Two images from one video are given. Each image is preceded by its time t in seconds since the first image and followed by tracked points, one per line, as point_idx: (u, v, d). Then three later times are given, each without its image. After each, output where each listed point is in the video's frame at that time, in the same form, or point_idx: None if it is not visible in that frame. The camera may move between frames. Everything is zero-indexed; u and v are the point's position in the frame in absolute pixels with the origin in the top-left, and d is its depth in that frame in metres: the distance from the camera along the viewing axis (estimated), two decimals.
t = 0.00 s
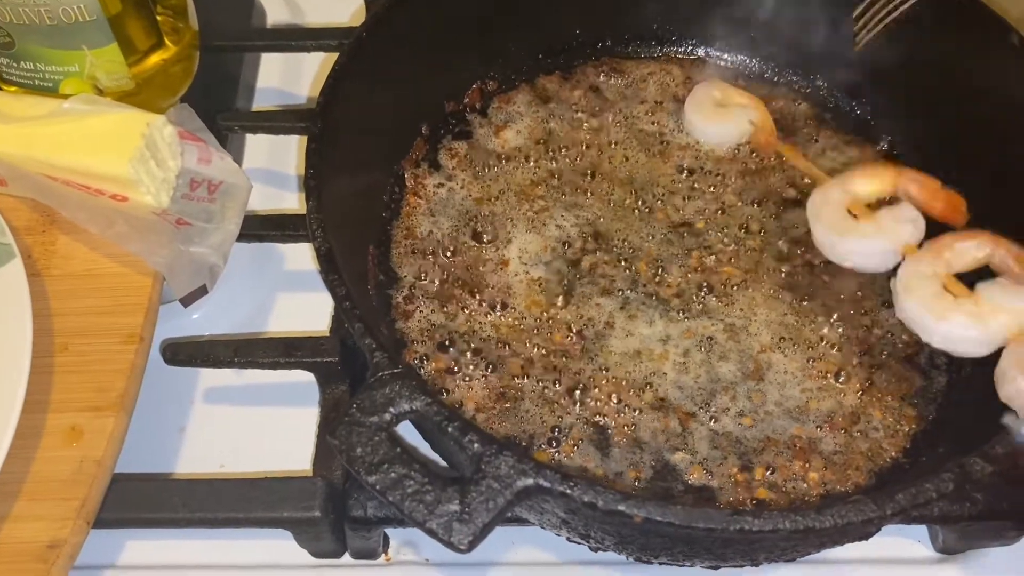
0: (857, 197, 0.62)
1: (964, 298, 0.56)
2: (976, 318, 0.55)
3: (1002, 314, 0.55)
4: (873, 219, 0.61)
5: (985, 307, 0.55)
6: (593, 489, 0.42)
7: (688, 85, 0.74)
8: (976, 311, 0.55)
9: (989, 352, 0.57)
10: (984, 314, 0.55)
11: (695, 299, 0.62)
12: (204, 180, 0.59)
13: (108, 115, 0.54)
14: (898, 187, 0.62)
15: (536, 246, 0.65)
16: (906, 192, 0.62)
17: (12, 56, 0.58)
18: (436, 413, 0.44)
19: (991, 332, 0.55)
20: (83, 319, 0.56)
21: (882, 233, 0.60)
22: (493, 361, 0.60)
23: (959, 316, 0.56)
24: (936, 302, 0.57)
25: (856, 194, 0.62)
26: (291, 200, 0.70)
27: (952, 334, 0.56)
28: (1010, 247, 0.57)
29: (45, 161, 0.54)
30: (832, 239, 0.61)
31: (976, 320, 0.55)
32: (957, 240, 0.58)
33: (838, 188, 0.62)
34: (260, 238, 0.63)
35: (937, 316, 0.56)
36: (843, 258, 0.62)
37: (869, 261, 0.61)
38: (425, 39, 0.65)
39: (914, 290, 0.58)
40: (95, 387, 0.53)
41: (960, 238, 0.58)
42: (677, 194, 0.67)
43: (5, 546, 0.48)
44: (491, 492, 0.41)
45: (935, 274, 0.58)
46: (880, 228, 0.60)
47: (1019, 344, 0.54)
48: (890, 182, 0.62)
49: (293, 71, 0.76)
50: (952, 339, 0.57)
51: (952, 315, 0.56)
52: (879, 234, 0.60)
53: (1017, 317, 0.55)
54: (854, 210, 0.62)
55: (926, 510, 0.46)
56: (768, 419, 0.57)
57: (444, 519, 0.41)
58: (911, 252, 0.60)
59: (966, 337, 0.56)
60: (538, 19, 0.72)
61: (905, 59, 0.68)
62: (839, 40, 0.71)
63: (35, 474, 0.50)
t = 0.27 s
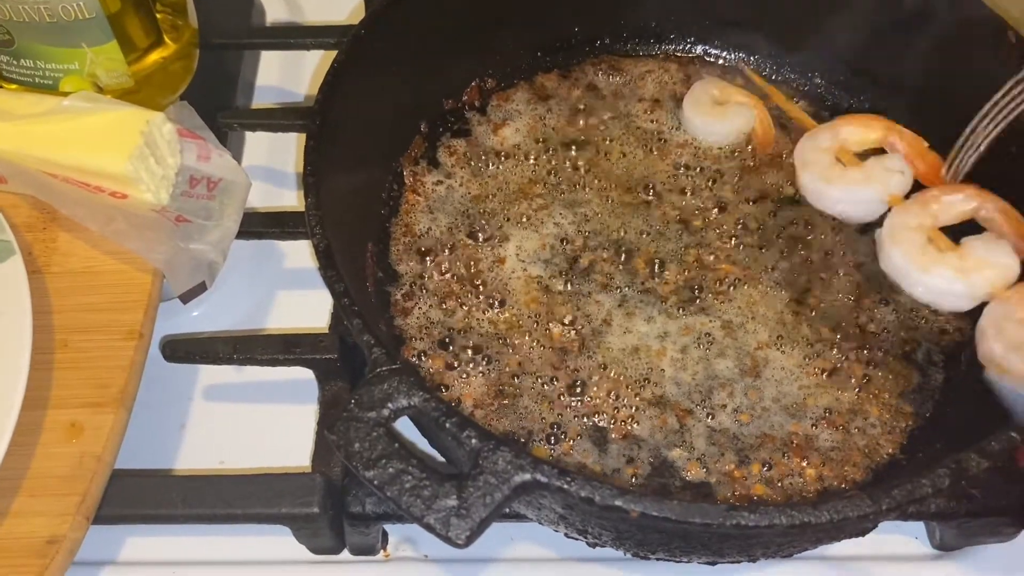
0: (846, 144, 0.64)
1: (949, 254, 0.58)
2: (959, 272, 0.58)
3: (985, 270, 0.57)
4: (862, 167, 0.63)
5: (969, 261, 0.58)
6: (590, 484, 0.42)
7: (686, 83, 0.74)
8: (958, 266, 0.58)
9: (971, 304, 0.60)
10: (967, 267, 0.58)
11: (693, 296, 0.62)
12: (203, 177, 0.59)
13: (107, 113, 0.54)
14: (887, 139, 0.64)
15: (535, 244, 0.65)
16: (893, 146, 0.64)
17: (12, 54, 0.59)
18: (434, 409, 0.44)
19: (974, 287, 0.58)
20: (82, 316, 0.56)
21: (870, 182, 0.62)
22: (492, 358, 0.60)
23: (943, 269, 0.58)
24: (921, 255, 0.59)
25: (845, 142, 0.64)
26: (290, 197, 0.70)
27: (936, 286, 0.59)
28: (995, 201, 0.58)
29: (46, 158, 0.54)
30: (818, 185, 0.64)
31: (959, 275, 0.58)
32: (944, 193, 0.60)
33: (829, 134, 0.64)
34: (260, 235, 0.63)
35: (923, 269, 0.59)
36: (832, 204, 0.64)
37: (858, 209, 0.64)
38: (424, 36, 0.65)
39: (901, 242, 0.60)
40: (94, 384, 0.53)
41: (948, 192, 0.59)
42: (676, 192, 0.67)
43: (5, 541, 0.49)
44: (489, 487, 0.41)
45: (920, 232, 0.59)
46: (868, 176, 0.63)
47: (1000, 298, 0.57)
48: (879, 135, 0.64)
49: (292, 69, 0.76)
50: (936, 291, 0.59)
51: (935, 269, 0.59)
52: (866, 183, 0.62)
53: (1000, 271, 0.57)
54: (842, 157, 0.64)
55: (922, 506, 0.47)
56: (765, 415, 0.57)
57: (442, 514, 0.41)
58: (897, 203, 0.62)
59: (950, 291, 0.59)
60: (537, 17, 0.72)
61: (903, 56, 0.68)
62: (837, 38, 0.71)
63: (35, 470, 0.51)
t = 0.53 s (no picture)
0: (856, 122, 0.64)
1: (962, 230, 0.58)
2: (972, 248, 0.58)
3: (999, 245, 0.57)
4: (873, 144, 0.63)
5: (983, 237, 0.58)
6: (590, 485, 0.42)
7: (687, 83, 0.74)
8: (972, 241, 0.58)
9: (985, 281, 0.60)
10: (980, 244, 0.58)
11: (694, 297, 0.62)
12: (203, 177, 0.59)
13: (107, 113, 0.54)
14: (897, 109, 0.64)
15: (535, 244, 0.65)
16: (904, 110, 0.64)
17: (12, 53, 0.58)
18: (434, 409, 0.44)
19: (988, 263, 0.58)
20: (82, 316, 0.56)
21: (880, 159, 0.63)
22: (492, 358, 0.60)
23: (956, 245, 0.58)
24: (933, 231, 0.59)
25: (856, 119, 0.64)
26: (290, 197, 0.70)
27: (949, 263, 0.59)
28: (1009, 176, 0.58)
29: (45, 158, 0.54)
30: (829, 162, 0.64)
31: (972, 250, 0.58)
32: (958, 167, 0.59)
33: (839, 112, 0.65)
34: (260, 235, 0.63)
35: (935, 245, 0.59)
36: (844, 181, 0.65)
37: (871, 184, 0.64)
38: (424, 36, 0.65)
39: (913, 218, 0.60)
40: (94, 384, 0.53)
41: (962, 166, 0.59)
42: (676, 192, 0.67)
43: (4, 542, 0.49)
44: (489, 488, 0.41)
45: (932, 206, 0.60)
46: (878, 153, 0.63)
47: (1013, 275, 0.57)
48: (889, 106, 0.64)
49: (292, 69, 0.76)
50: (949, 268, 0.59)
51: (947, 245, 0.59)
52: (877, 159, 0.63)
53: (1015, 246, 0.57)
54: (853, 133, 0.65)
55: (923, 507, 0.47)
56: (765, 416, 0.57)
57: (442, 515, 0.41)
58: (909, 178, 0.63)
59: (962, 267, 0.59)
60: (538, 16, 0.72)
61: (905, 56, 0.68)
62: (838, 38, 0.71)
63: (34, 470, 0.51)
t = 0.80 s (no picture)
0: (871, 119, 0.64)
1: (975, 224, 0.58)
2: (986, 242, 0.58)
3: (1012, 240, 0.57)
4: (888, 140, 0.64)
5: (996, 232, 0.58)
6: (592, 490, 0.42)
7: (688, 86, 0.74)
8: (986, 236, 0.58)
9: (995, 276, 0.60)
10: (994, 238, 0.57)
11: (695, 300, 0.62)
12: (204, 179, 0.58)
13: (108, 114, 0.54)
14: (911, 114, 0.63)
15: (536, 247, 0.65)
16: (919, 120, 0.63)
17: (13, 55, 0.58)
18: (435, 414, 0.44)
19: (1001, 258, 0.58)
20: (83, 318, 0.56)
21: (895, 156, 0.63)
22: (493, 360, 0.60)
23: (970, 240, 0.58)
24: (947, 225, 0.59)
25: (871, 116, 0.64)
26: (291, 199, 0.70)
27: (961, 257, 0.59)
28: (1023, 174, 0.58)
29: (46, 160, 0.54)
30: (843, 156, 0.65)
31: (986, 245, 0.57)
32: (969, 166, 0.59)
33: (854, 109, 0.65)
34: (261, 237, 0.63)
35: (949, 239, 0.59)
36: (857, 175, 0.65)
37: (884, 180, 0.64)
38: (426, 38, 0.65)
39: (927, 212, 0.60)
40: (94, 387, 0.53)
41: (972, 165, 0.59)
42: (677, 195, 0.67)
43: (4, 544, 0.49)
44: (490, 493, 0.41)
45: (946, 199, 0.59)
46: (894, 149, 0.63)
47: None
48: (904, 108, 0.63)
49: (293, 71, 0.76)
50: (961, 263, 0.59)
51: (961, 240, 0.58)
52: (892, 155, 0.63)
53: None
54: (867, 131, 0.64)
55: (925, 512, 0.46)
56: (767, 420, 0.57)
57: (443, 520, 0.41)
58: (921, 175, 0.63)
59: (975, 262, 0.58)
60: (540, 18, 0.72)
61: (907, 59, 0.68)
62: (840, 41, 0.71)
63: (35, 473, 0.50)
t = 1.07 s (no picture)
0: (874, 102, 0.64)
1: (978, 211, 0.58)
2: (990, 228, 0.57)
3: (1016, 227, 0.57)
4: (890, 124, 0.63)
5: (1000, 218, 0.57)
6: (589, 496, 0.42)
7: (687, 90, 0.74)
8: (989, 222, 0.57)
9: (1000, 262, 0.59)
10: (997, 224, 0.57)
11: (694, 305, 0.62)
12: (203, 183, 0.58)
13: (106, 118, 0.54)
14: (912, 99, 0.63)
15: (535, 252, 0.65)
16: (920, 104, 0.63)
17: (12, 58, 0.58)
18: (433, 419, 0.44)
19: (1006, 244, 0.57)
20: (81, 322, 0.56)
21: (896, 140, 0.62)
22: (492, 365, 0.60)
23: (973, 226, 0.58)
24: (952, 211, 0.58)
25: (873, 100, 0.64)
26: (289, 203, 0.70)
27: (964, 243, 0.59)
28: None
29: (45, 164, 0.54)
30: (844, 140, 0.65)
31: (990, 231, 0.57)
32: (974, 150, 0.59)
33: (857, 92, 0.65)
34: (259, 240, 0.63)
35: (953, 226, 0.58)
36: (858, 160, 0.65)
37: (886, 165, 0.64)
38: (424, 42, 0.65)
39: (930, 197, 0.59)
40: (93, 391, 0.53)
41: (977, 149, 0.59)
42: (676, 199, 0.67)
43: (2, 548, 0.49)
44: (487, 499, 0.41)
45: (949, 183, 0.59)
46: (895, 132, 0.63)
47: None
48: (906, 93, 0.63)
49: (293, 74, 0.76)
50: (963, 248, 0.59)
51: (965, 226, 0.58)
52: (894, 139, 0.63)
53: None
54: (869, 115, 0.64)
55: (923, 518, 0.47)
56: (765, 425, 0.57)
57: (440, 526, 0.41)
58: (923, 160, 0.62)
59: (978, 248, 0.58)
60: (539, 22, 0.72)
61: (906, 64, 0.68)
62: (839, 45, 0.71)
63: (33, 477, 0.51)
